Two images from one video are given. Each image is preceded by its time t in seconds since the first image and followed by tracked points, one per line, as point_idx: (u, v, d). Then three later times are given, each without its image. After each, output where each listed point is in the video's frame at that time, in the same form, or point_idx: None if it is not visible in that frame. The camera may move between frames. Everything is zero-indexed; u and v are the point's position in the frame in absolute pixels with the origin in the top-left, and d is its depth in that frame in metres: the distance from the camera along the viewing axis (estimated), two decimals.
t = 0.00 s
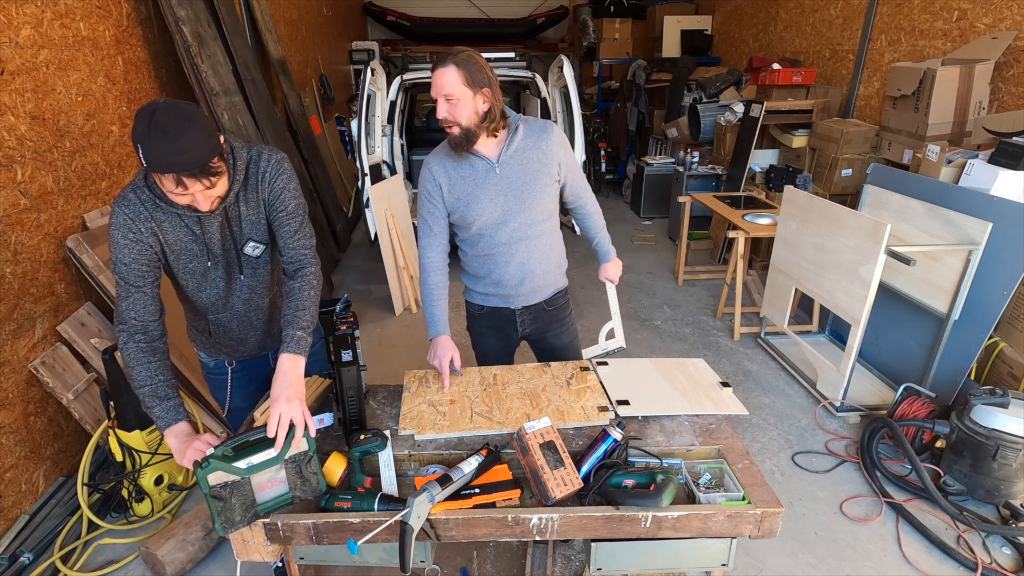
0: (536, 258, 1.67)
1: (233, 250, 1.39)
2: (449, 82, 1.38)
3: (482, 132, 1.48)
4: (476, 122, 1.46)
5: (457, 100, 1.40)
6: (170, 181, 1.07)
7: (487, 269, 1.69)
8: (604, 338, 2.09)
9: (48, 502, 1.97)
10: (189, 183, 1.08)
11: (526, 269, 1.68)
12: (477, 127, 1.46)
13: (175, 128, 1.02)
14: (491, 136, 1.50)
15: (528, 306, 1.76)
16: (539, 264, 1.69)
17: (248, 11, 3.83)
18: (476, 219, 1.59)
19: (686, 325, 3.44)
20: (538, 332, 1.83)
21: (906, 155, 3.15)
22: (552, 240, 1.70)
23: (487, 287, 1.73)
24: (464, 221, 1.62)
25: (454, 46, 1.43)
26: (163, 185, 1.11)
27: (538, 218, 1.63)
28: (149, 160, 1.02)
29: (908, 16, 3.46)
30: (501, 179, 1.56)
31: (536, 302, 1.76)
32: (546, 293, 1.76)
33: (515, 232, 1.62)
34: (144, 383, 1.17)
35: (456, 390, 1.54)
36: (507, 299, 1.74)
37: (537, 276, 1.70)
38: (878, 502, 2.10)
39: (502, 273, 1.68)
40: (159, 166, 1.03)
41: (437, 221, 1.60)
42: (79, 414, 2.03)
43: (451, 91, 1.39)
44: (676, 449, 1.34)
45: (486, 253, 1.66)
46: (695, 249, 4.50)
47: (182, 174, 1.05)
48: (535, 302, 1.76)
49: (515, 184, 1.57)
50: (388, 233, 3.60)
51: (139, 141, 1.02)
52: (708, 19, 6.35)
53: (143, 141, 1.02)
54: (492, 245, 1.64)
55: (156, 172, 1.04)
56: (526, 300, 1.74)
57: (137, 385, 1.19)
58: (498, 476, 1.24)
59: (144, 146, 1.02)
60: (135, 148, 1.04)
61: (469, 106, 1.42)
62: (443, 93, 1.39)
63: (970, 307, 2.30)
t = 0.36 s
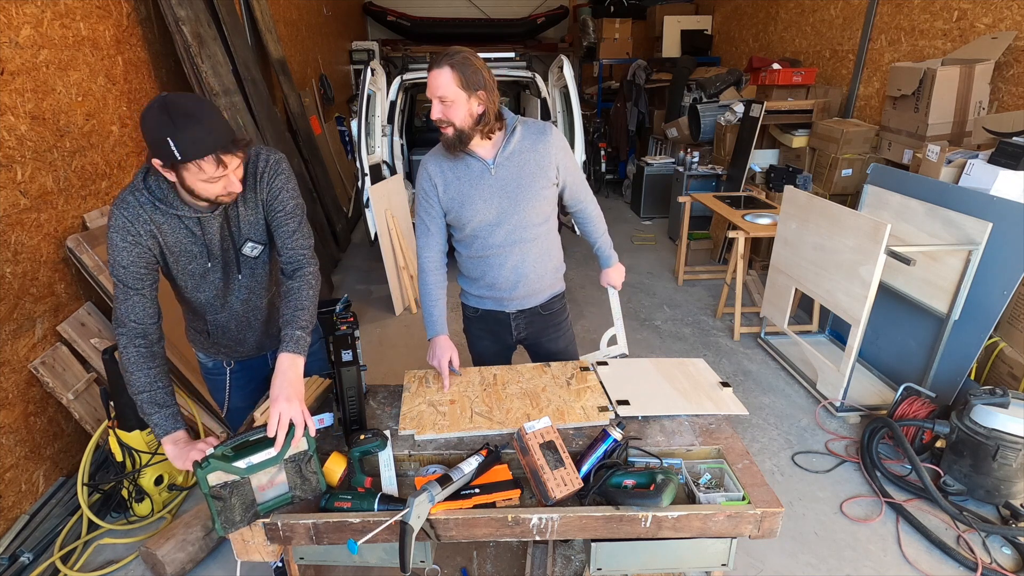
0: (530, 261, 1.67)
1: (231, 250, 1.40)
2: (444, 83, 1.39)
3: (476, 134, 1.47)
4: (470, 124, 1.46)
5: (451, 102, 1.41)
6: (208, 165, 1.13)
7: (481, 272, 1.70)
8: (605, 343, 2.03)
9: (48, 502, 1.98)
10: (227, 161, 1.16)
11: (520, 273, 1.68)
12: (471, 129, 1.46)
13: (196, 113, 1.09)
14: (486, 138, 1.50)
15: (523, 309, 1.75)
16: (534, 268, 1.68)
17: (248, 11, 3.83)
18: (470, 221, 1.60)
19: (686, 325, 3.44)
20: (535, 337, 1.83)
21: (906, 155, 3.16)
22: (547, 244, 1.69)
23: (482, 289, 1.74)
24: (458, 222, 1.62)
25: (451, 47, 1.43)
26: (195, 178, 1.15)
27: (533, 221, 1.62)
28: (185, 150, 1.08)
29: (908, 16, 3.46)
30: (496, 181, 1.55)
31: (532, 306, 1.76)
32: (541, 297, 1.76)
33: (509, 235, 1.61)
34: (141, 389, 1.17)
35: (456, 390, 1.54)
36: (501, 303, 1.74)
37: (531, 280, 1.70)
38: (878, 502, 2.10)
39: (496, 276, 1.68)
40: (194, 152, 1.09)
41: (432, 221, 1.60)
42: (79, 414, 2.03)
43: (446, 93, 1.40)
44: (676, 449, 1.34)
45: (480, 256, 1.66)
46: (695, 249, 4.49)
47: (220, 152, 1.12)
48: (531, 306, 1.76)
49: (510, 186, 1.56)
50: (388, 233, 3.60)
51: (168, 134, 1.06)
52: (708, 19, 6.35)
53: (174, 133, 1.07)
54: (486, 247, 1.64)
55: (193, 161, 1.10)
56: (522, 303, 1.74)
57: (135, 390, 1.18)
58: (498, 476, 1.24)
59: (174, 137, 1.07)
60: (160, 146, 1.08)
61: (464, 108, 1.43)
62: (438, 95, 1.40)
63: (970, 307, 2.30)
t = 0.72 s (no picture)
0: (528, 264, 1.66)
1: (231, 250, 1.40)
2: (441, 84, 1.39)
3: (474, 135, 1.47)
4: (468, 124, 1.46)
5: (449, 103, 1.41)
6: (210, 165, 1.13)
7: (479, 274, 1.70)
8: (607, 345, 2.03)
9: (48, 502, 1.97)
10: (230, 162, 1.16)
11: (518, 275, 1.67)
12: (468, 129, 1.46)
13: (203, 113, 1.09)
14: (484, 138, 1.50)
15: (522, 312, 1.75)
16: (532, 270, 1.68)
17: (248, 11, 3.83)
18: (467, 222, 1.59)
19: (686, 325, 3.44)
20: (534, 340, 1.83)
21: (906, 155, 3.16)
22: (546, 247, 1.69)
23: (480, 291, 1.74)
24: (456, 223, 1.62)
25: (449, 47, 1.44)
26: (198, 178, 1.15)
27: (531, 223, 1.62)
28: (190, 148, 1.08)
29: (908, 16, 3.46)
30: (493, 182, 1.55)
31: (530, 309, 1.76)
32: (540, 300, 1.75)
33: (507, 237, 1.61)
34: (137, 389, 1.17)
35: (456, 391, 1.54)
36: (499, 305, 1.74)
37: (529, 283, 1.69)
38: (878, 503, 2.10)
39: (494, 278, 1.68)
40: (199, 150, 1.09)
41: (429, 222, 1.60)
42: (79, 414, 2.03)
43: (444, 93, 1.40)
44: (676, 449, 1.34)
45: (478, 258, 1.66)
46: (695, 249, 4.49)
47: (225, 152, 1.12)
48: (529, 309, 1.76)
49: (508, 187, 1.56)
50: (388, 233, 3.60)
51: (174, 133, 1.07)
52: (708, 19, 6.35)
53: (179, 132, 1.07)
54: (484, 250, 1.64)
55: (197, 159, 1.10)
56: (520, 306, 1.74)
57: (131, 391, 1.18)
58: (498, 476, 1.25)
59: (180, 136, 1.07)
60: (165, 144, 1.08)
61: (462, 109, 1.43)
62: (435, 95, 1.40)
63: (970, 307, 2.30)
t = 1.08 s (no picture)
0: (529, 264, 1.67)
1: (231, 247, 1.39)
2: (438, 88, 1.39)
3: (471, 137, 1.47)
4: (465, 126, 1.45)
5: (447, 105, 1.41)
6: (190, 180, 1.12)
7: (479, 275, 1.70)
8: (611, 344, 2.02)
9: (48, 502, 1.97)
10: (211, 182, 1.14)
11: (518, 276, 1.67)
12: (465, 132, 1.45)
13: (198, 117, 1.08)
14: (481, 140, 1.50)
15: (523, 312, 1.75)
16: (532, 271, 1.68)
17: (248, 11, 3.83)
18: (467, 224, 1.59)
19: (686, 325, 3.44)
20: (533, 341, 1.83)
21: (906, 155, 3.16)
22: (546, 247, 1.69)
23: (481, 293, 1.74)
24: (455, 225, 1.62)
25: (446, 50, 1.44)
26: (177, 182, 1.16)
27: (531, 223, 1.62)
28: (177, 154, 1.07)
29: (908, 16, 3.46)
30: (491, 183, 1.55)
31: (531, 309, 1.76)
32: (541, 300, 1.76)
33: (507, 237, 1.61)
34: (122, 361, 1.19)
35: (456, 391, 1.54)
36: (501, 306, 1.74)
37: (530, 284, 1.70)
38: (878, 503, 2.10)
39: (495, 280, 1.68)
40: (188, 157, 1.08)
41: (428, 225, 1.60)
42: (79, 414, 2.03)
43: (440, 96, 1.39)
44: (676, 449, 1.34)
45: (479, 260, 1.66)
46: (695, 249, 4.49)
47: (207, 173, 1.11)
48: (529, 309, 1.76)
49: (506, 188, 1.56)
50: (388, 233, 3.60)
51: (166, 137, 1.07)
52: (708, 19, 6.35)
53: (171, 136, 1.07)
54: (484, 251, 1.64)
55: (180, 168, 1.09)
56: (521, 307, 1.74)
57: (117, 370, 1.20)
58: (498, 476, 1.25)
59: (173, 142, 1.07)
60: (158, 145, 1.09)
61: (459, 111, 1.43)
62: (431, 98, 1.40)
63: (970, 307, 2.30)
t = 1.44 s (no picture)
0: (528, 264, 1.67)
1: (232, 243, 1.40)
2: (438, 86, 1.39)
3: (471, 136, 1.47)
4: (465, 126, 1.45)
5: (447, 104, 1.41)
6: (201, 159, 1.14)
7: (479, 275, 1.70)
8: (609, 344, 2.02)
9: (48, 502, 1.97)
10: (224, 161, 1.16)
11: (518, 275, 1.67)
12: (466, 131, 1.45)
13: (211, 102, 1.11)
14: (481, 139, 1.50)
15: (523, 312, 1.76)
16: (532, 270, 1.68)
17: (248, 11, 3.83)
18: (467, 223, 1.59)
19: (686, 325, 3.44)
20: (532, 340, 1.83)
21: (906, 155, 3.16)
22: (546, 246, 1.69)
23: (481, 293, 1.74)
24: (455, 224, 1.62)
25: (447, 49, 1.44)
26: (190, 166, 1.16)
27: (531, 223, 1.62)
28: (189, 137, 1.10)
29: (908, 16, 3.46)
30: (491, 183, 1.55)
31: (530, 309, 1.76)
32: (541, 299, 1.76)
33: (506, 237, 1.61)
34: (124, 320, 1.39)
35: (456, 390, 1.54)
36: (501, 306, 1.74)
37: (530, 283, 1.70)
38: (877, 503, 2.10)
39: (495, 279, 1.68)
40: (197, 140, 1.11)
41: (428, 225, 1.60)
42: (79, 414, 2.03)
43: (441, 95, 1.39)
44: (676, 449, 1.34)
45: (479, 259, 1.66)
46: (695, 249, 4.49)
47: (220, 152, 1.13)
48: (529, 309, 1.76)
49: (507, 186, 1.56)
50: (388, 233, 3.60)
51: (178, 119, 1.10)
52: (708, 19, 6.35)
53: (183, 119, 1.10)
54: (484, 250, 1.64)
55: (193, 149, 1.11)
56: (520, 306, 1.74)
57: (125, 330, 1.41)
58: (498, 476, 1.25)
59: (184, 123, 1.10)
60: (170, 128, 1.11)
61: (460, 110, 1.43)
62: (432, 97, 1.40)
63: (970, 307, 2.30)
